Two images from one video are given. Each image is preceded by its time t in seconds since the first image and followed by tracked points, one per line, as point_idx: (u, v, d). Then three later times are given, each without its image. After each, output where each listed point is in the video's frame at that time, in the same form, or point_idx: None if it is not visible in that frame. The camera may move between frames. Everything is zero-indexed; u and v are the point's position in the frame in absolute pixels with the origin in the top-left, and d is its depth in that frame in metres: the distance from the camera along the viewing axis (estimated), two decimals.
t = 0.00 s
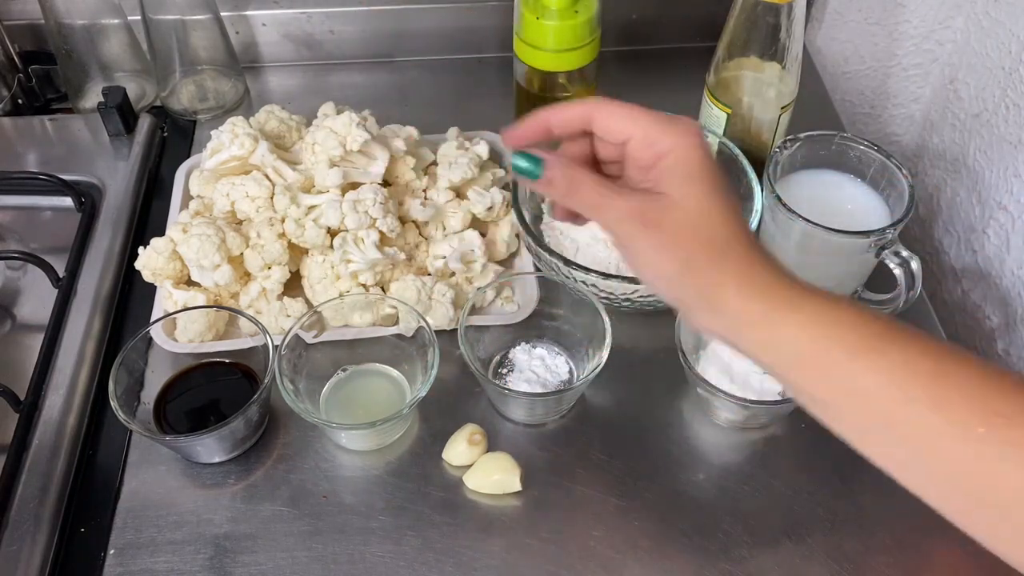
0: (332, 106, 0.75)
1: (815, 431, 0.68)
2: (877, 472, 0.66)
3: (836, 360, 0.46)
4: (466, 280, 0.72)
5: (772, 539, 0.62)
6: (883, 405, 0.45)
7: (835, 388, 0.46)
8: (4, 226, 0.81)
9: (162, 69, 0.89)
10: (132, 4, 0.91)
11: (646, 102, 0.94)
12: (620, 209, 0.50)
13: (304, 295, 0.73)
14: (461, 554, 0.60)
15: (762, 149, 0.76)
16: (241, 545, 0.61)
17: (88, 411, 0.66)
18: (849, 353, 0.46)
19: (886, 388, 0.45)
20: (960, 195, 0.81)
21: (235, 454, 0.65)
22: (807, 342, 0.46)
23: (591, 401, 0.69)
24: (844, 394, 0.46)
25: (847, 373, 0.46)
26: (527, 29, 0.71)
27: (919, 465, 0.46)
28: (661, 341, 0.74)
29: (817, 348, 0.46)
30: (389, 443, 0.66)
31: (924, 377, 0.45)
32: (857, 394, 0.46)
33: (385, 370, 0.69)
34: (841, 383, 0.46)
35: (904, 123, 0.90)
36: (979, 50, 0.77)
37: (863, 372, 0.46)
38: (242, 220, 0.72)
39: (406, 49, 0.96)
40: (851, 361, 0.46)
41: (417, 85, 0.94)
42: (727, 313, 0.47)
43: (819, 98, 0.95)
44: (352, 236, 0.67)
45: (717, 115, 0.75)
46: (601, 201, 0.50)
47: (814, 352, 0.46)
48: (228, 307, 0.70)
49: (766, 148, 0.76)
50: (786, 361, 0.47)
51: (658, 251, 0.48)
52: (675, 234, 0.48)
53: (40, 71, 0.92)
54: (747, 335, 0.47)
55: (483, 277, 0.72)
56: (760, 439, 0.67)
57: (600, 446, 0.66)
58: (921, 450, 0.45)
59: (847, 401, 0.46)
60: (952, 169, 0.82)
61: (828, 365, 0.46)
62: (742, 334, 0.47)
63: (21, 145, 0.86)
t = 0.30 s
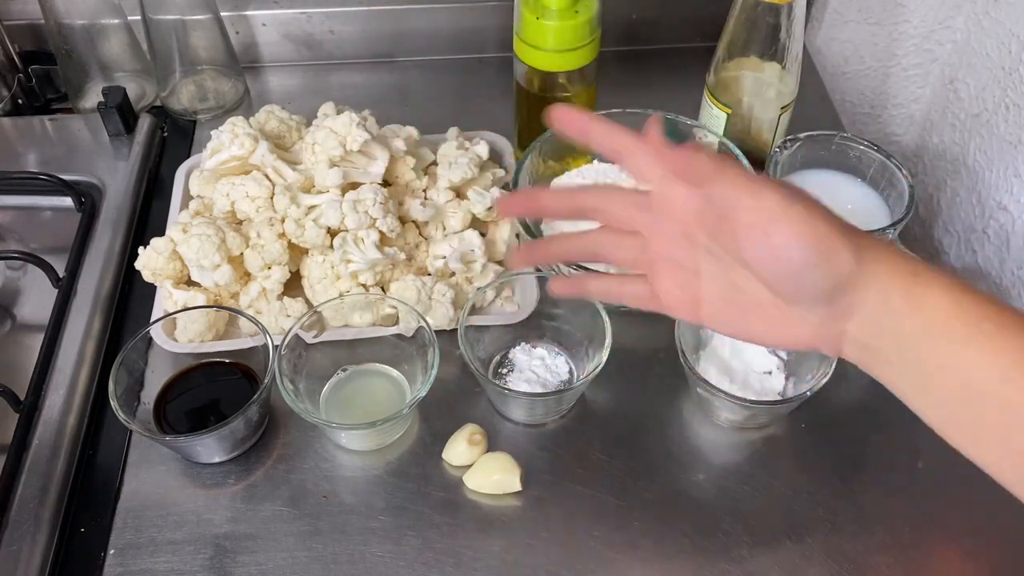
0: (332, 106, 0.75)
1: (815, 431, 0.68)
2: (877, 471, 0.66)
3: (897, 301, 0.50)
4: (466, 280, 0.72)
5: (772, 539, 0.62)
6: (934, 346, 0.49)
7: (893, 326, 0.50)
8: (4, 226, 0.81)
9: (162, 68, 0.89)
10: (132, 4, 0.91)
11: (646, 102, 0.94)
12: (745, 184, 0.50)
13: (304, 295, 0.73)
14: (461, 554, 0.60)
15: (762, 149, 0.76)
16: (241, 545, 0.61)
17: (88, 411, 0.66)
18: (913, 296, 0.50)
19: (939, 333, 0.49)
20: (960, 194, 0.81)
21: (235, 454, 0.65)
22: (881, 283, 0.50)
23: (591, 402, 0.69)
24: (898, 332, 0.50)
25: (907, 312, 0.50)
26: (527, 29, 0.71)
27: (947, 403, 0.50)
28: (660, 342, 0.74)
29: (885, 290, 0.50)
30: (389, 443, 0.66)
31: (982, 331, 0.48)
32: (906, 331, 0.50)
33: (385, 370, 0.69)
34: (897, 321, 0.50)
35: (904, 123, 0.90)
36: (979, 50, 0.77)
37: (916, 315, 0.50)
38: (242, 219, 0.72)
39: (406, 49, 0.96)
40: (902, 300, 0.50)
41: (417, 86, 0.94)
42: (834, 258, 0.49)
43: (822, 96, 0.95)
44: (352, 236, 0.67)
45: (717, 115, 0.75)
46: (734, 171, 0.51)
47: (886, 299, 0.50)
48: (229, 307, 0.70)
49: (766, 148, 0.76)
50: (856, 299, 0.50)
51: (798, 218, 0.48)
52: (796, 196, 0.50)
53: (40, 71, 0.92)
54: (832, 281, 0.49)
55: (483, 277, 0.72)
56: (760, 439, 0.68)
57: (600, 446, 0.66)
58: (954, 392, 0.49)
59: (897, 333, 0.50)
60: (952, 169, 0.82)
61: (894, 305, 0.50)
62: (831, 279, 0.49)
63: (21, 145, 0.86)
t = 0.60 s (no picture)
0: (332, 106, 0.75)
1: (816, 430, 0.68)
2: (878, 472, 0.66)
3: None
4: (466, 280, 0.72)
5: (772, 539, 0.62)
6: None
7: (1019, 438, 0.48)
8: (4, 226, 0.81)
9: (162, 68, 0.89)
10: (132, 4, 0.91)
11: (647, 102, 0.94)
12: (868, 281, 0.48)
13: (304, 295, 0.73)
14: (461, 554, 0.60)
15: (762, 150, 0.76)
16: (240, 545, 0.61)
17: (88, 411, 0.66)
18: None
19: None
20: (960, 195, 0.81)
21: (235, 454, 0.65)
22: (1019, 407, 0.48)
23: (591, 402, 0.69)
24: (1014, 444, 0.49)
25: None
26: (527, 28, 0.71)
27: None
28: (660, 341, 0.74)
29: None
30: (389, 443, 0.66)
31: None
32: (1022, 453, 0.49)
33: (385, 370, 0.69)
34: None
35: (904, 123, 0.90)
36: (979, 50, 0.77)
37: None
38: (242, 219, 0.72)
39: (406, 49, 0.96)
40: None
41: (417, 86, 0.94)
42: (956, 376, 0.48)
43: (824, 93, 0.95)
44: (353, 236, 0.67)
45: (718, 115, 0.75)
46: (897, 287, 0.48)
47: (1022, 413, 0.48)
48: (228, 307, 0.70)
49: (766, 148, 0.76)
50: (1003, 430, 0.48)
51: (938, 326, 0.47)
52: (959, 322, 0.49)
53: (40, 71, 0.92)
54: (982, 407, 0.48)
55: (483, 277, 0.72)
56: (760, 439, 0.68)
57: (600, 446, 0.66)
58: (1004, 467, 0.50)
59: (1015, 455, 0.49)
60: (952, 169, 0.82)
61: None
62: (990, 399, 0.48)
63: (21, 146, 0.86)
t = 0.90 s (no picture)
0: (332, 106, 0.75)
1: (815, 430, 0.68)
2: (878, 472, 0.66)
3: None
4: (466, 280, 0.72)
5: (772, 539, 0.62)
6: None
7: None
8: (4, 226, 0.81)
9: (162, 69, 0.89)
10: (132, 4, 0.91)
11: (647, 102, 0.94)
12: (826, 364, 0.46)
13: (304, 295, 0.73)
14: (461, 554, 0.60)
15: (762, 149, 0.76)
16: (241, 545, 0.61)
17: (88, 411, 0.66)
18: None
19: None
20: (960, 195, 0.81)
21: (235, 454, 0.65)
22: None
23: (591, 401, 0.69)
24: None
25: None
26: (527, 28, 0.71)
27: None
28: (660, 341, 0.74)
29: None
30: (389, 443, 0.66)
31: None
32: None
33: (385, 370, 0.69)
34: None
35: (904, 123, 0.90)
36: (979, 49, 0.77)
37: None
38: (242, 219, 0.72)
39: (406, 49, 0.96)
40: None
41: (417, 86, 0.94)
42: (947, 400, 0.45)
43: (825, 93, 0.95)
44: (352, 236, 0.67)
45: (717, 115, 0.75)
46: (855, 353, 0.46)
47: None
48: (228, 307, 0.70)
49: (766, 148, 0.76)
50: None
51: (919, 373, 0.44)
52: (928, 336, 0.44)
53: (40, 71, 0.92)
54: (998, 398, 0.44)
55: (483, 277, 0.72)
56: (759, 439, 0.68)
57: (600, 446, 0.66)
58: None
59: None
60: (952, 169, 0.83)
61: None
62: (1002, 391, 0.44)
63: (21, 146, 0.86)
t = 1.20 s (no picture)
0: (332, 106, 0.75)
1: (816, 430, 0.68)
2: (878, 472, 0.66)
3: (966, 347, 0.46)
4: (466, 280, 0.72)
5: (771, 539, 0.62)
6: (1007, 380, 0.45)
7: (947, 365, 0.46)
8: (4, 226, 0.81)
9: (162, 69, 0.89)
10: (132, 4, 0.91)
11: (647, 102, 0.94)
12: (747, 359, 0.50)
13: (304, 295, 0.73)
14: (461, 554, 0.60)
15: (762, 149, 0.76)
16: (241, 545, 0.61)
17: (88, 411, 0.66)
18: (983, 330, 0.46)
19: (1007, 364, 0.45)
20: (960, 195, 0.81)
21: (235, 454, 0.65)
22: (919, 339, 0.46)
23: (591, 401, 0.69)
24: (955, 372, 0.46)
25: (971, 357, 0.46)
26: (527, 28, 0.71)
27: None
28: (660, 341, 0.74)
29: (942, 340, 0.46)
30: (388, 443, 0.66)
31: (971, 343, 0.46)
32: (973, 376, 0.46)
33: (385, 370, 0.69)
34: (960, 361, 0.46)
35: (904, 123, 0.90)
36: (979, 49, 0.77)
37: (984, 354, 0.45)
38: (242, 219, 0.72)
39: (406, 49, 0.96)
40: (977, 346, 0.45)
41: (416, 86, 0.95)
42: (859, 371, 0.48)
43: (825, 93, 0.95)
44: (353, 236, 0.67)
45: (717, 115, 0.75)
46: (772, 347, 0.50)
47: (929, 346, 0.46)
48: (229, 307, 0.70)
49: (766, 148, 0.76)
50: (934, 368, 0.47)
51: (816, 347, 0.48)
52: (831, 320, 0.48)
53: (40, 71, 0.92)
54: (901, 366, 0.47)
55: (483, 277, 0.73)
56: (759, 439, 0.68)
57: (599, 446, 0.66)
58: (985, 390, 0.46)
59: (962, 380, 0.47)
60: (952, 169, 0.83)
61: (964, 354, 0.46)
62: (903, 359, 0.47)
63: (21, 145, 0.86)
